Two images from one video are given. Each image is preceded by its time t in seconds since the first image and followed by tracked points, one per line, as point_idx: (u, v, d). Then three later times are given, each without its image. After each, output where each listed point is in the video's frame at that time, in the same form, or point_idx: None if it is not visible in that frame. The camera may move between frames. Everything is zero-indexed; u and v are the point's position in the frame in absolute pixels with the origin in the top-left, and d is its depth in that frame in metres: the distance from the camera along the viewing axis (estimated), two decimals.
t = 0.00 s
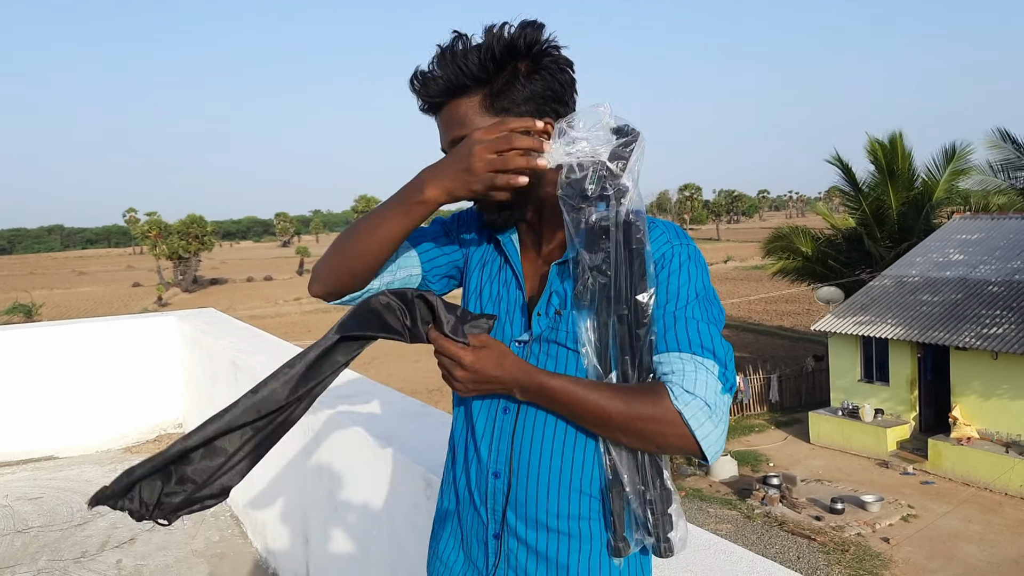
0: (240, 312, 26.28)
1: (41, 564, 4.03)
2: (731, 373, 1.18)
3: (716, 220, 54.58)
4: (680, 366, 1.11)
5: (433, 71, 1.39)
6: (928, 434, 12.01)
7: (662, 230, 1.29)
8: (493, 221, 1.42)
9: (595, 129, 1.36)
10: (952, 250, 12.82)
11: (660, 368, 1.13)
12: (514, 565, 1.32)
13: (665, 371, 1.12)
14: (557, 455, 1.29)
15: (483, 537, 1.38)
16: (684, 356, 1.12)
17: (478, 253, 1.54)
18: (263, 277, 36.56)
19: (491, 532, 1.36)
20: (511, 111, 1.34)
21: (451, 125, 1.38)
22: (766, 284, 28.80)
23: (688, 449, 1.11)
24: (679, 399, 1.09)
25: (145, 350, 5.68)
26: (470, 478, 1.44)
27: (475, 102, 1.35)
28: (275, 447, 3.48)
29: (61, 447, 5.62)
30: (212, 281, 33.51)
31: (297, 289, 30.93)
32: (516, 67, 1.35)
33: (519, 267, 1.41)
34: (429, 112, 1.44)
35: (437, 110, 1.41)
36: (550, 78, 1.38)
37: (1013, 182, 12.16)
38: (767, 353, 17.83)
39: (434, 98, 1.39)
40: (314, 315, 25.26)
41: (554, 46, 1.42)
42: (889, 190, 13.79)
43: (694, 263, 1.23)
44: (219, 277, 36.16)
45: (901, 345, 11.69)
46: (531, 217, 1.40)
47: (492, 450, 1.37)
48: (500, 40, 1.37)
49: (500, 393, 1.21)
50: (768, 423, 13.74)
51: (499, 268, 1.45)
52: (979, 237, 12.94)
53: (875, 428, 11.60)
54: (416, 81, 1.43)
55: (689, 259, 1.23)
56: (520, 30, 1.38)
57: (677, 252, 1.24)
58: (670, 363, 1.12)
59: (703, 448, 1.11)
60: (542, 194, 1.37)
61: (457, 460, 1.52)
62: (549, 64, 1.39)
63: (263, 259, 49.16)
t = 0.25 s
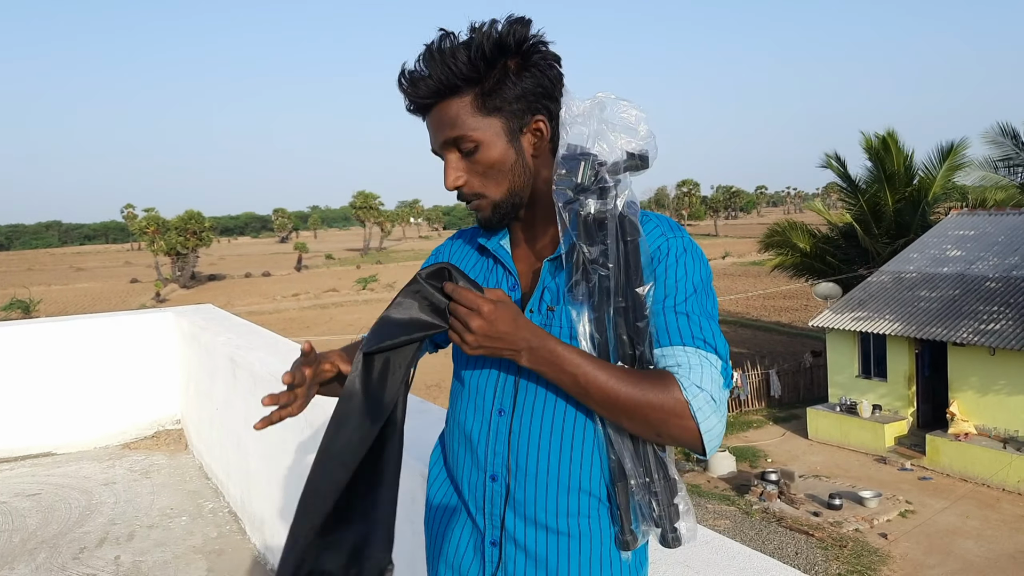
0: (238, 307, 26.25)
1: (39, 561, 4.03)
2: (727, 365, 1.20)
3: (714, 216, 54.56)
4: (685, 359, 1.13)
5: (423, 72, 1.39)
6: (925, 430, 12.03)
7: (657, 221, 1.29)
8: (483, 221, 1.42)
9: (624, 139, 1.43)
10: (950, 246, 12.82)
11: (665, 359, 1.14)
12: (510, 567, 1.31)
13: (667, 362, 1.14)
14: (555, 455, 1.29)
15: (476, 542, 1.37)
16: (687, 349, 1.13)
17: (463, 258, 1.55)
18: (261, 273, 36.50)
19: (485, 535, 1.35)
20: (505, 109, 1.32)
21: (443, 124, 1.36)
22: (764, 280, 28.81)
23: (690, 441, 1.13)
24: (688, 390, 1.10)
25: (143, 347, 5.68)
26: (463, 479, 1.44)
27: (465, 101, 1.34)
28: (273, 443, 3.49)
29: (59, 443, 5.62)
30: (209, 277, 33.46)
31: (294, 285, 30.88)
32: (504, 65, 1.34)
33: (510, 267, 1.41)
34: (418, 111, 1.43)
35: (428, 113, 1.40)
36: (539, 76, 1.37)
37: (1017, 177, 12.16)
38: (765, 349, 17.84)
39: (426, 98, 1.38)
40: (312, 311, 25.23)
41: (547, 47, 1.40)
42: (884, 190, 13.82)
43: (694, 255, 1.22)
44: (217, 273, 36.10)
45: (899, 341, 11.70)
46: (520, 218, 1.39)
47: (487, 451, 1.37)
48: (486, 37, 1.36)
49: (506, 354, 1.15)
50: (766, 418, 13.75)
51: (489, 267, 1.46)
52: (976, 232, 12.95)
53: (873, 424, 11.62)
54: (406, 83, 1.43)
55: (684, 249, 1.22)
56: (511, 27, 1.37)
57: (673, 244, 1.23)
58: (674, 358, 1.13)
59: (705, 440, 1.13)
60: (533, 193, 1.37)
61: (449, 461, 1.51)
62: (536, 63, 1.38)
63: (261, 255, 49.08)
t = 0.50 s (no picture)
0: (236, 306, 26.25)
1: (36, 560, 4.02)
2: (687, 367, 1.15)
3: (712, 214, 54.59)
4: (632, 361, 1.09)
5: (398, 77, 1.38)
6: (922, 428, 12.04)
7: (620, 220, 1.23)
8: (465, 221, 1.42)
9: (552, 137, 1.33)
10: (947, 244, 12.84)
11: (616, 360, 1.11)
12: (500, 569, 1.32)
13: (617, 363, 1.10)
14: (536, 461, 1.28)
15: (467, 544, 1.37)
16: (636, 352, 1.09)
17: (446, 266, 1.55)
18: (259, 271, 36.47)
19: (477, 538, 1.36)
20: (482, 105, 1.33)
21: (420, 127, 1.34)
22: (762, 278, 28.84)
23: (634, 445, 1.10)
24: (628, 394, 1.07)
25: (140, 345, 5.67)
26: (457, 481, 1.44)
27: (444, 103, 1.33)
28: (270, 442, 3.48)
29: (56, 442, 5.61)
30: (207, 276, 33.46)
31: (292, 283, 30.88)
32: (479, 63, 1.35)
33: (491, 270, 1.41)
34: (392, 117, 1.43)
35: (404, 117, 1.39)
36: (514, 74, 1.38)
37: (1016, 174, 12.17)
38: (763, 347, 17.86)
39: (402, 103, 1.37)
40: (310, 309, 25.23)
41: (518, 44, 1.40)
42: (880, 190, 13.99)
43: (651, 252, 1.17)
44: (214, 272, 36.07)
45: (896, 338, 11.71)
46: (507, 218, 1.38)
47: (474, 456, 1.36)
48: (459, 39, 1.36)
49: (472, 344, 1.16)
50: (764, 416, 13.76)
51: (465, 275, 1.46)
52: (973, 230, 12.97)
53: (870, 422, 11.63)
54: (381, 91, 1.42)
55: (643, 247, 1.17)
56: (480, 28, 1.37)
57: (635, 241, 1.18)
58: (624, 361, 1.09)
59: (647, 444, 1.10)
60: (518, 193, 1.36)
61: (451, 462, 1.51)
62: (511, 61, 1.38)
63: (259, 253, 49.12)
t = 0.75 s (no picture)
0: (234, 305, 26.22)
1: (34, 560, 4.02)
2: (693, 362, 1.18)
3: (710, 213, 54.56)
4: (650, 356, 1.10)
5: (397, 72, 1.37)
6: (921, 427, 12.05)
7: (616, 218, 1.25)
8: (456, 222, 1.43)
9: (557, 138, 1.28)
10: (946, 243, 12.84)
11: (630, 357, 1.11)
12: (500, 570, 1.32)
13: (632, 360, 1.11)
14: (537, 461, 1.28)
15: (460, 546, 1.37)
16: (652, 347, 1.10)
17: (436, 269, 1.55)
18: (257, 271, 36.42)
19: (472, 540, 1.35)
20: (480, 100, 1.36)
21: (421, 118, 1.33)
22: (760, 278, 28.84)
23: (651, 437, 1.10)
24: (650, 388, 1.08)
25: (138, 346, 5.68)
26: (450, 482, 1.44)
27: (448, 94, 1.34)
28: (268, 442, 3.48)
29: (54, 442, 5.61)
30: (205, 276, 33.43)
31: (291, 283, 30.86)
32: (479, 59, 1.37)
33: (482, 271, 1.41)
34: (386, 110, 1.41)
35: (399, 112, 1.38)
36: (507, 73, 1.41)
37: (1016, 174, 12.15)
38: (761, 347, 17.86)
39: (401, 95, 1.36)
40: (308, 309, 25.20)
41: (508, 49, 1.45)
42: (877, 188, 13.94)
43: (654, 247, 1.19)
44: (213, 272, 36.03)
45: (894, 338, 11.72)
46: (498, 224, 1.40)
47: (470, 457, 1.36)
48: (459, 34, 1.38)
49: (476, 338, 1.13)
50: (762, 416, 13.77)
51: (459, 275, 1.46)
52: (971, 229, 12.98)
53: (868, 421, 11.63)
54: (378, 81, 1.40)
55: (647, 243, 1.19)
56: (475, 27, 1.41)
57: (639, 238, 1.19)
58: (639, 356, 1.10)
59: (665, 437, 1.11)
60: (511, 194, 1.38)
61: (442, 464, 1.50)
62: (504, 61, 1.42)
63: (257, 252, 49.11)
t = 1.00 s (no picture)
0: (232, 304, 26.20)
1: (32, 560, 4.01)
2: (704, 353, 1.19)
3: (708, 212, 54.55)
4: (670, 355, 1.10)
5: (398, 67, 1.37)
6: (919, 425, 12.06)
7: (619, 214, 1.25)
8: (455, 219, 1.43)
9: (541, 154, 1.35)
10: (944, 241, 12.85)
11: (646, 359, 1.12)
12: None
13: (647, 360, 1.11)
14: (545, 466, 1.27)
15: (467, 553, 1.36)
16: (670, 345, 1.11)
17: (433, 274, 1.52)
18: (254, 269, 36.37)
19: (475, 550, 1.34)
20: (486, 95, 1.36)
21: (425, 115, 1.34)
22: (758, 276, 28.84)
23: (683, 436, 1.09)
24: (680, 388, 1.07)
25: (136, 344, 5.68)
26: (446, 492, 1.44)
27: (454, 89, 1.34)
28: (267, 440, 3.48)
29: (51, 440, 5.60)
30: (203, 274, 33.38)
31: (288, 282, 30.82)
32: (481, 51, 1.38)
33: (481, 273, 1.39)
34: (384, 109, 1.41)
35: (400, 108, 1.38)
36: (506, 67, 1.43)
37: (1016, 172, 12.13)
38: (759, 345, 17.85)
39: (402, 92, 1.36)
40: (306, 308, 25.18)
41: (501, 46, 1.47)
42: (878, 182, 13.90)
43: (664, 243, 1.19)
44: (210, 270, 35.98)
45: (893, 337, 11.72)
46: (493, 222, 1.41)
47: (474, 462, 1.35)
48: (459, 28, 1.39)
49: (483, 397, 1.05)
50: (760, 414, 13.77)
51: (459, 281, 1.44)
52: (970, 228, 12.98)
53: (866, 419, 11.64)
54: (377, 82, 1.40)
55: (657, 239, 1.19)
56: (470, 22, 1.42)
57: (649, 234, 1.19)
58: (654, 355, 1.11)
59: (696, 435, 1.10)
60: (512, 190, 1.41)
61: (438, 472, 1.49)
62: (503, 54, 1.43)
63: (255, 251, 49.04)
